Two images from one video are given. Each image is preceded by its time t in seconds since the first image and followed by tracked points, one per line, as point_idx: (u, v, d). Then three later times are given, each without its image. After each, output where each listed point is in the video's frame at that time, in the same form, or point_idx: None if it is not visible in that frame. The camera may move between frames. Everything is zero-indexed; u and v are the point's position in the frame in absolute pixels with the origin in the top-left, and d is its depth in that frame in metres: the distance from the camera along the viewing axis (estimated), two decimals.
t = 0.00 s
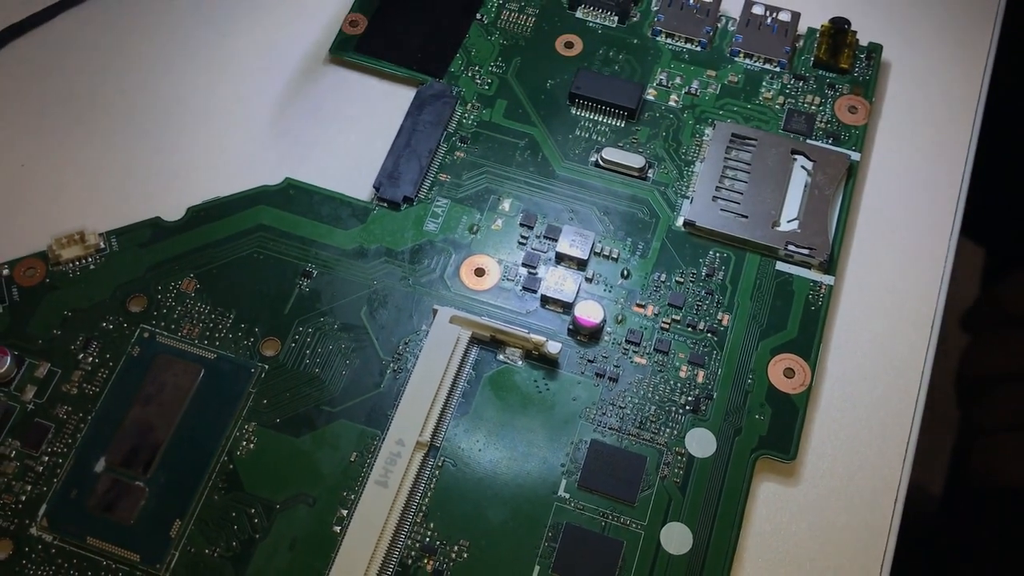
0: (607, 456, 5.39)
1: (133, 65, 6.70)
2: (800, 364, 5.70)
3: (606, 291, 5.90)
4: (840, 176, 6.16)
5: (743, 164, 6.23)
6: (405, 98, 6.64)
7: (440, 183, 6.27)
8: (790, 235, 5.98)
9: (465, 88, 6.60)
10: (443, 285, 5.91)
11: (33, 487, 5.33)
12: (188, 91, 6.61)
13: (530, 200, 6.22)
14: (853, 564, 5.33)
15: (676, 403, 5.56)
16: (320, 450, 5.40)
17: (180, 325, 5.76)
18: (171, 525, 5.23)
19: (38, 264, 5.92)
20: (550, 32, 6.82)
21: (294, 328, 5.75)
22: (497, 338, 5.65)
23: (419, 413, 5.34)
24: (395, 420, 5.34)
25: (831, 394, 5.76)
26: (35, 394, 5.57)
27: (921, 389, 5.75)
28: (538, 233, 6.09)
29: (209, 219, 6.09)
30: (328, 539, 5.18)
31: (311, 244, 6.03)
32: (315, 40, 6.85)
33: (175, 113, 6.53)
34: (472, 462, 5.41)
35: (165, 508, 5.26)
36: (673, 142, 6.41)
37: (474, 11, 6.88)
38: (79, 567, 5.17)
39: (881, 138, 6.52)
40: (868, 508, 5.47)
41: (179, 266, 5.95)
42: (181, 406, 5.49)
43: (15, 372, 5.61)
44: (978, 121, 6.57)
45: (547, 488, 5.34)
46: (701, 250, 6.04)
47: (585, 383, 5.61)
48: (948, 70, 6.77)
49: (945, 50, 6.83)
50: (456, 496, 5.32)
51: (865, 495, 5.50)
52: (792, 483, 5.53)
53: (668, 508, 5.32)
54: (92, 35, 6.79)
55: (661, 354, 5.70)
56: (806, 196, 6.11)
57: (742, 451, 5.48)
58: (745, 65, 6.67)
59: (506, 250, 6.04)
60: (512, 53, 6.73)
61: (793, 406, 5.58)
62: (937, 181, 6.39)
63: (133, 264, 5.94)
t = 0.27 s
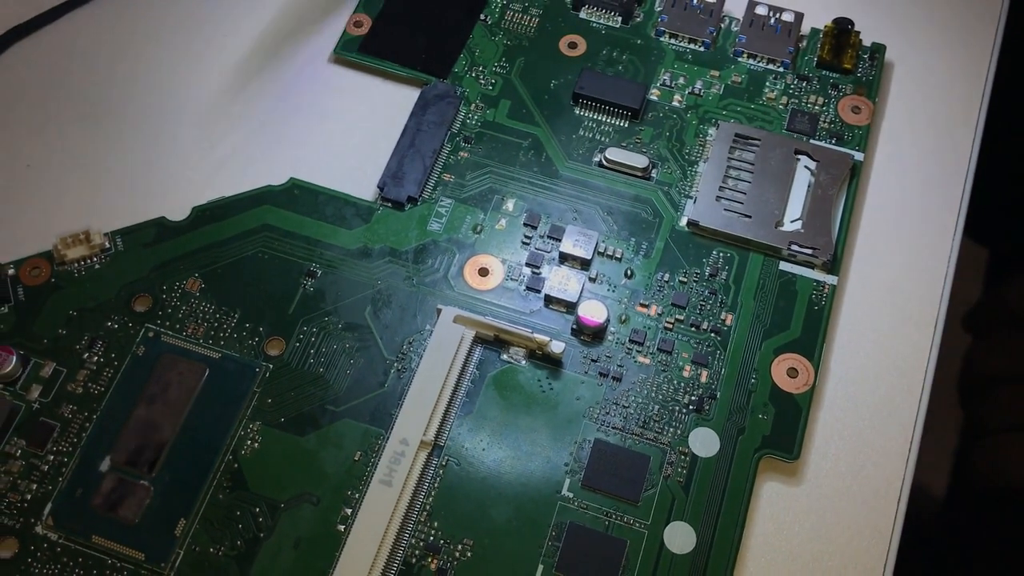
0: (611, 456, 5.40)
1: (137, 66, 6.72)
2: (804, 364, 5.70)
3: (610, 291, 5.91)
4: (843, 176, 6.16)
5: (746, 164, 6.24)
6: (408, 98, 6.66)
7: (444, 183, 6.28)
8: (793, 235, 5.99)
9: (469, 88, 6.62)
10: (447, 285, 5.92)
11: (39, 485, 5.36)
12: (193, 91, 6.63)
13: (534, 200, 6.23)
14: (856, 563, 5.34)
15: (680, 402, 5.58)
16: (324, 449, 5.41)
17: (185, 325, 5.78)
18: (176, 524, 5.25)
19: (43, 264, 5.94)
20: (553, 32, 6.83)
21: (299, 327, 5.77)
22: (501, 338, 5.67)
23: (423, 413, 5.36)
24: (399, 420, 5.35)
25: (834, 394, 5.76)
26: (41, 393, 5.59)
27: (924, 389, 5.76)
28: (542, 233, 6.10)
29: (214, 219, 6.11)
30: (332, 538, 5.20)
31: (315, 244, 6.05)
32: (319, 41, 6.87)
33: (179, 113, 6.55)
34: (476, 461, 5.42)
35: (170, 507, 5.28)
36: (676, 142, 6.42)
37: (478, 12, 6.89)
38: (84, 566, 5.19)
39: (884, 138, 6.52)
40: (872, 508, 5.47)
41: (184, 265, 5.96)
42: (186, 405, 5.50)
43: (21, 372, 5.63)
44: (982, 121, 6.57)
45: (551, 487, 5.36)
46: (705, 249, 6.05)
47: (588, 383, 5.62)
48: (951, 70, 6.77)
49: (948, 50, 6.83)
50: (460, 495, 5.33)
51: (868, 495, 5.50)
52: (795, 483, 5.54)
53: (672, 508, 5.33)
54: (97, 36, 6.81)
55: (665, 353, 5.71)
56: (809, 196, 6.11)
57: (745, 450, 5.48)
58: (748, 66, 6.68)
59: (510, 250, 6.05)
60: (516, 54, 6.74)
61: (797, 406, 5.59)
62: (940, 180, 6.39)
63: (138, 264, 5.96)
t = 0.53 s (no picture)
0: (611, 456, 5.40)
1: (138, 66, 6.73)
2: (804, 364, 5.70)
3: (610, 291, 5.91)
4: (844, 176, 6.16)
5: (746, 164, 6.24)
6: (409, 98, 6.66)
7: (444, 183, 6.28)
8: (794, 235, 5.98)
9: (470, 88, 6.62)
10: (447, 285, 5.92)
11: (39, 485, 5.36)
12: (194, 91, 6.64)
13: (534, 200, 6.23)
14: (857, 563, 5.33)
15: (680, 403, 5.57)
16: (324, 449, 5.42)
17: (186, 324, 5.78)
18: (176, 524, 5.25)
19: (44, 263, 5.94)
20: (554, 32, 6.83)
21: (299, 327, 5.77)
22: (501, 338, 5.66)
23: (423, 413, 5.36)
24: (398, 419, 5.35)
25: (834, 395, 5.76)
26: (41, 393, 5.59)
27: (925, 389, 5.75)
28: (542, 233, 6.10)
29: (214, 219, 6.11)
30: (332, 538, 5.20)
31: (315, 243, 6.05)
32: (320, 41, 6.87)
33: (180, 113, 6.55)
34: (476, 461, 5.42)
35: (170, 507, 5.28)
36: (677, 142, 6.42)
37: (479, 12, 6.89)
38: (84, 565, 5.19)
39: (884, 139, 6.52)
40: (872, 508, 5.46)
41: (184, 265, 5.97)
42: (186, 404, 5.51)
43: (21, 371, 5.64)
44: (982, 122, 6.57)
45: (551, 487, 5.35)
46: (705, 249, 6.05)
47: (589, 382, 5.61)
48: (952, 70, 6.76)
49: (949, 50, 6.83)
50: (460, 495, 5.33)
51: (869, 495, 5.50)
52: (795, 483, 5.53)
53: (672, 508, 5.33)
54: (98, 36, 6.82)
55: (665, 353, 5.70)
56: (810, 196, 6.11)
57: (746, 450, 5.48)
58: (749, 65, 6.68)
59: (510, 250, 6.05)
60: (517, 54, 6.74)
61: (797, 406, 5.59)
62: (941, 181, 6.38)
63: (138, 263, 5.97)
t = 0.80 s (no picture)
0: (612, 456, 5.40)
1: (140, 66, 6.73)
2: (805, 364, 5.70)
3: (611, 291, 5.91)
4: (845, 177, 6.16)
5: (748, 164, 6.24)
6: (410, 98, 6.66)
7: (445, 183, 6.29)
8: (795, 235, 5.98)
9: (471, 88, 6.62)
10: (448, 285, 5.92)
11: (41, 485, 5.36)
12: (195, 92, 6.64)
13: (536, 201, 6.23)
14: (858, 564, 5.33)
15: (681, 403, 5.57)
16: (325, 449, 5.42)
17: (187, 324, 5.78)
18: (177, 523, 5.25)
19: (46, 264, 5.95)
20: (555, 32, 6.83)
21: (300, 327, 5.77)
22: (502, 338, 5.67)
23: (424, 413, 5.36)
24: (400, 419, 5.36)
25: (835, 395, 5.75)
26: (42, 393, 5.60)
27: (926, 390, 5.75)
28: (543, 233, 6.10)
29: (215, 219, 6.12)
30: (333, 538, 5.20)
31: (317, 243, 6.06)
32: (321, 41, 6.88)
33: (181, 113, 6.56)
34: (477, 461, 5.42)
35: (171, 506, 5.29)
36: (678, 143, 6.41)
37: (480, 12, 6.90)
38: (86, 565, 5.20)
39: (886, 139, 6.51)
40: (873, 509, 5.46)
41: (186, 265, 5.97)
42: (187, 404, 5.51)
43: (22, 371, 5.64)
44: (984, 122, 6.56)
45: (552, 488, 5.35)
46: (706, 250, 6.04)
47: (590, 383, 5.61)
48: (954, 70, 6.76)
49: (950, 50, 6.82)
50: (461, 495, 5.33)
51: (870, 496, 5.50)
52: (796, 483, 5.53)
53: (673, 508, 5.33)
54: (100, 37, 6.83)
55: (666, 354, 5.70)
56: (811, 196, 6.11)
57: (746, 450, 5.48)
58: (750, 66, 6.68)
59: (511, 250, 6.05)
60: (518, 54, 6.74)
61: (798, 406, 5.58)
62: (942, 181, 6.38)
63: (139, 263, 5.97)
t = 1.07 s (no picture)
0: (613, 455, 5.42)
1: (142, 66, 6.75)
2: (806, 363, 5.71)
3: (612, 290, 5.92)
4: (846, 177, 6.17)
5: (749, 164, 6.25)
6: (412, 98, 6.68)
7: (447, 183, 6.30)
8: (796, 235, 5.99)
9: (473, 88, 6.64)
10: (450, 284, 5.94)
11: (44, 483, 5.38)
12: (198, 91, 6.66)
13: (537, 200, 6.25)
14: (858, 562, 5.34)
15: (682, 402, 5.58)
16: (327, 448, 5.44)
17: (190, 323, 5.80)
18: (180, 521, 5.27)
19: (49, 263, 5.97)
20: (556, 32, 6.84)
21: (302, 326, 5.79)
22: (503, 337, 5.68)
23: (426, 412, 5.38)
24: (402, 418, 5.38)
25: (836, 395, 5.77)
26: (45, 391, 5.62)
27: (927, 389, 5.76)
28: (545, 232, 6.11)
29: (218, 218, 6.13)
30: (335, 536, 5.22)
31: (319, 243, 6.07)
32: (324, 41, 6.89)
33: (184, 113, 6.58)
34: (479, 460, 5.44)
35: (174, 505, 5.30)
36: (680, 142, 6.43)
37: (482, 12, 6.91)
38: (89, 563, 5.22)
39: (887, 139, 6.52)
40: (874, 507, 5.47)
41: (188, 264, 5.99)
42: (190, 403, 5.53)
43: (26, 370, 5.66)
44: (985, 122, 6.57)
45: (553, 486, 5.37)
46: (707, 249, 6.06)
47: (591, 382, 5.63)
48: (955, 70, 6.77)
49: (952, 50, 6.83)
50: (462, 494, 5.35)
51: (871, 495, 5.51)
52: (797, 482, 5.54)
53: (674, 507, 5.34)
54: (102, 36, 6.85)
55: (667, 353, 5.72)
56: (812, 196, 6.12)
57: (747, 449, 5.49)
58: (752, 66, 6.69)
59: (513, 250, 6.06)
60: (520, 54, 6.76)
61: (799, 405, 5.60)
62: (944, 181, 6.38)
63: (143, 262, 5.99)
